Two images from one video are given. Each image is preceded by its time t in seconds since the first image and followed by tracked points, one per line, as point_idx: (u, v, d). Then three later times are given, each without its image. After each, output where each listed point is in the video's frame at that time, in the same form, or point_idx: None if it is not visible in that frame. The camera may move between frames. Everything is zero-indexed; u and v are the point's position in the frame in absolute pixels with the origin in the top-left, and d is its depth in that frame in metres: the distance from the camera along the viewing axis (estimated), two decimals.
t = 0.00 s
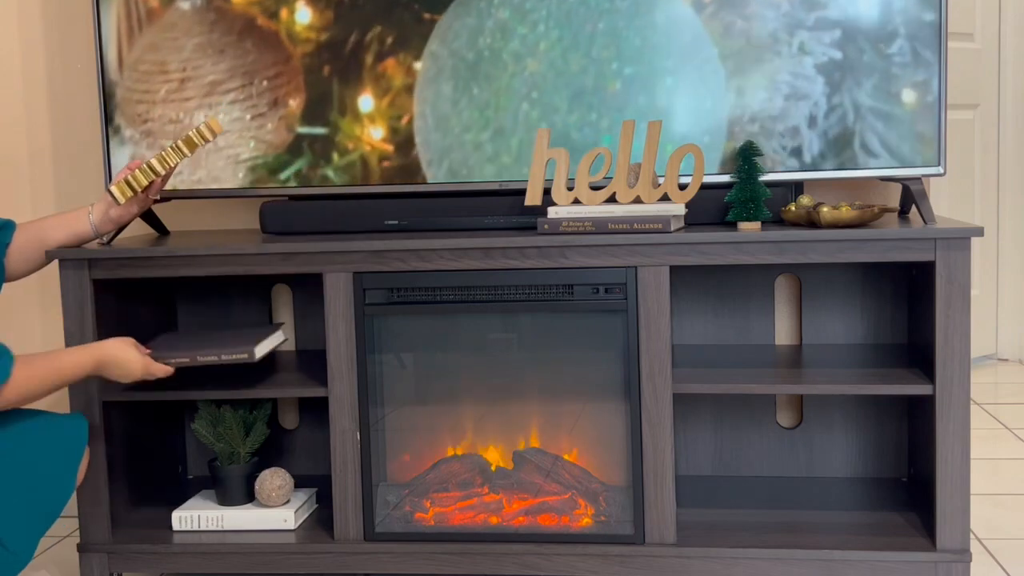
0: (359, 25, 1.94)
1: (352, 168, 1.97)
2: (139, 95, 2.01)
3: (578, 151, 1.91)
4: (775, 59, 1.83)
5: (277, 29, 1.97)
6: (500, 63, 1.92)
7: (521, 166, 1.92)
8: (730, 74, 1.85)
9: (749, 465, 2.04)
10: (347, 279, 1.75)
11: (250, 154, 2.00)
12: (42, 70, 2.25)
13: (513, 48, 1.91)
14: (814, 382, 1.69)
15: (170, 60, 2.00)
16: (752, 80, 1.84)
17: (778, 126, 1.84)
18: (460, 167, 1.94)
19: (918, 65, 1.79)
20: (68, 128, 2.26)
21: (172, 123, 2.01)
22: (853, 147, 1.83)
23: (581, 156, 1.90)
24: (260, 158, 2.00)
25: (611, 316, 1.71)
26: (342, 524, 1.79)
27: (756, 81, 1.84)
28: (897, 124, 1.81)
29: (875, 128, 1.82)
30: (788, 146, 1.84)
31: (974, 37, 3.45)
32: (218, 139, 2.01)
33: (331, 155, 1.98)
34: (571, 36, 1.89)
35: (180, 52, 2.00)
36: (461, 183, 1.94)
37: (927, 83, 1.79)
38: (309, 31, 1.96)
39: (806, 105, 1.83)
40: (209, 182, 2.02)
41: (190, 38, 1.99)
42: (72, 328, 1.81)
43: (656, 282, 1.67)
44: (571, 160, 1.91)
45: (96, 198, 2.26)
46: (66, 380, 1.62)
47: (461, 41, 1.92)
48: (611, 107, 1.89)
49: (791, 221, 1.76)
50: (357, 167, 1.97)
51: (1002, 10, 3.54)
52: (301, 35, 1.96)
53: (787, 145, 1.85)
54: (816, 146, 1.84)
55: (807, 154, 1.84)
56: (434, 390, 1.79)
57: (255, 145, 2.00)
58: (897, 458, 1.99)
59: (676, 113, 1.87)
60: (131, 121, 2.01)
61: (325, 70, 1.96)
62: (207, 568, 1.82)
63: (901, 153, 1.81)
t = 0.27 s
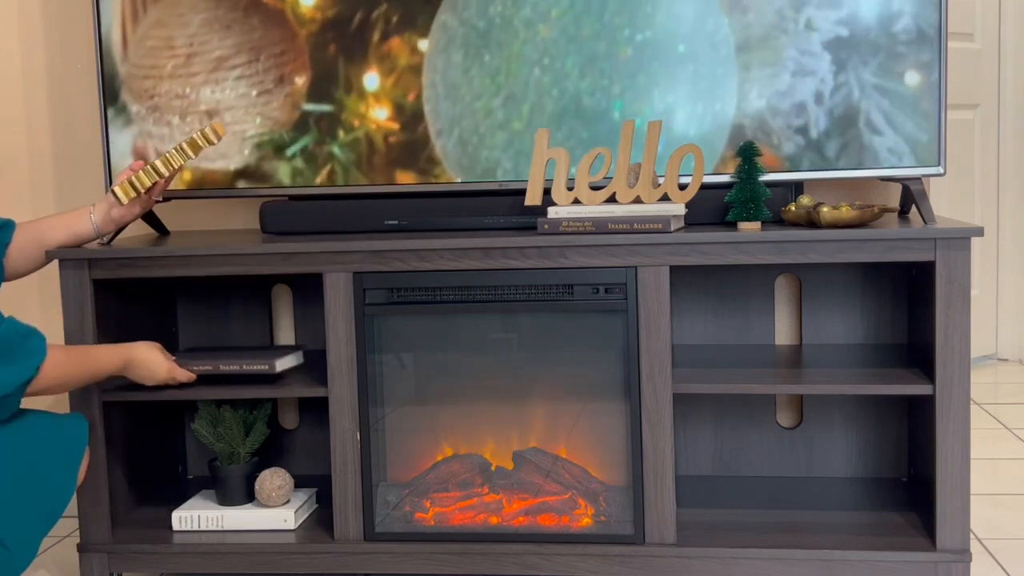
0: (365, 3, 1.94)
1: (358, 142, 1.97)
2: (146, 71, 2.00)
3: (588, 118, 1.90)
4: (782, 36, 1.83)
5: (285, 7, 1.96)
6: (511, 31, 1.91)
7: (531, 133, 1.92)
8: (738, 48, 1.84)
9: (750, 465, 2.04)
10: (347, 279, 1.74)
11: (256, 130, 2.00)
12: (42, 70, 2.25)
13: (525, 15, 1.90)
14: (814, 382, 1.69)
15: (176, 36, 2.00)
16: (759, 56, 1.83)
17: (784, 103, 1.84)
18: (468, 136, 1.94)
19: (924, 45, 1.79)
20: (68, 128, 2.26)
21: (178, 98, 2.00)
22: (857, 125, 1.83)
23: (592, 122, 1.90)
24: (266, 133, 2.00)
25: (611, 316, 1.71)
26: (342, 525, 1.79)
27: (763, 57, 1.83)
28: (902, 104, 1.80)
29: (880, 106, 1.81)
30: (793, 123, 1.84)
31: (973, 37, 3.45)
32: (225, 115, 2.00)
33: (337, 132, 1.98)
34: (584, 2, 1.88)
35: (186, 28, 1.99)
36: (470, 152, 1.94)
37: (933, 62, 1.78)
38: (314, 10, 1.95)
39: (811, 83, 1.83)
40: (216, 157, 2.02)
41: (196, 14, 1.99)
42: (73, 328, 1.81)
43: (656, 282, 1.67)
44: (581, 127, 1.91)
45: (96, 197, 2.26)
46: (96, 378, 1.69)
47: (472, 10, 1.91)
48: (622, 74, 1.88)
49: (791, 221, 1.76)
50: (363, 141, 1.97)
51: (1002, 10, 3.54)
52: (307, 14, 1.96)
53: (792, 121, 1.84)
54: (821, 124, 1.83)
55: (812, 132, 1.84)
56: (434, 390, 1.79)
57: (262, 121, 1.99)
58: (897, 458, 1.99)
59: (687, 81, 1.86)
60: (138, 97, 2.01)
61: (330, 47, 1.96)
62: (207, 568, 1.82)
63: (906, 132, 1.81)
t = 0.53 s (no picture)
0: None
1: (361, 124, 1.97)
2: (148, 49, 2.00)
3: (596, 90, 1.89)
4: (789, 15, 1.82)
5: None
6: (518, 4, 1.90)
7: (539, 105, 1.91)
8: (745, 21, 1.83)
9: (750, 465, 2.04)
10: (347, 279, 1.74)
11: (259, 110, 2.00)
12: (42, 69, 2.25)
13: None
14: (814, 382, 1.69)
15: (179, 15, 2.00)
16: (765, 34, 1.83)
17: (788, 83, 1.83)
18: (475, 109, 1.93)
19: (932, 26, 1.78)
20: (67, 127, 2.26)
21: (181, 77, 2.00)
22: (860, 107, 1.82)
23: (600, 93, 1.89)
24: (270, 113, 1.99)
25: (611, 316, 1.71)
26: (342, 525, 1.79)
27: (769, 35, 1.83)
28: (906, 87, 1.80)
29: (883, 89, 1.81)
30: (796, 104, 1.84)
31: (973, 37, 3.45)
32: (228, 94, 2.00)
33: (340, 112, 1.97)
34: None
35: (189, 7, 1.99)
36: (477, 125, 1.93)
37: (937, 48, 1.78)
38: None
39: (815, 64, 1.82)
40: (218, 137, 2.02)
41: None
42: (73, 328, 1.81)
43: (656, 282, 1.67)
44: (590, 99, 1.90)
45: (96, 197, 2.26)
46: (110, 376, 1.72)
47: None
48: (631, 45, 1.87)
49: (791, 221, 1.76)
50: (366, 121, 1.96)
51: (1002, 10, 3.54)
52: None
53: (795, 102, 1.84)
54: (824, 105, 1.83)
55: (815, 113, 1.84)
56: (434, 390, 1.79)
57: (265, 102, 1.99)
58: (897, 458, 1.99)
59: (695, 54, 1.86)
60: (141, 76, 2.01)
61: (332, 27, 1.96)
62: (207, 568, 1.82)
63: (909, 115, 1.81)
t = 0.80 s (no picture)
0: None
1: (363, 111, 1.97)
2: (149, 36, 2.00)
3: (606, 74, 1.89)
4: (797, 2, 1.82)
5: None
6: None
7: (548, 88, 1.91)
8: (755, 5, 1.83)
9: (750, 465, 2.04)
10: (347, 279, 1.74)
11: (261, 97, 1.99)
12: (42, 69, 2.25)
13: None
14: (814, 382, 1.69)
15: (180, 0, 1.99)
16: (773, 20, 1.83)
17: (794, 70, 1.83)
18: (483, 93, 1.93)
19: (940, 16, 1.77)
20: (67, 127, 2.26)
21: (182, 63, 2.00)
22: (865, 95, 1.82)
23: (610, 76, 1.89)
24: (272, 100, 1.99)
25: (611, 316, 1.71)
26: (342, 525, 1.79)
27: (777, 21, 1.83)
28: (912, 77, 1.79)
29: (888, 77, 1.80)
30: (801, 92, 1.83)
31: (974, 37, 3.45)
32: (230, 80, 2.00)
33: (342, 100, 1.97)
34: None
35: None
36: (485, 109, 1.93)
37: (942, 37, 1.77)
38: None
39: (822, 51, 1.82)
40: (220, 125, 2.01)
41: None
42: (73, 328, 1.81)
43: (656, 282, 1.67)
44: (599, 81, 1.89)
45: (96, 197, 2.26)
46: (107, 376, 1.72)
47: None
48: (642, 28, 1.87)
49: (791, 221, 1.76)
50: (370, 107, 1.96)
51: (1002, 10, 3.54)
52: None
53: (801, 90, 1.83)
54: (829, 93, 1.83)
55: (820, 101, 1.83)
56: (434, 390, 1.79)
57: (267, 88, 1.99)
58: (897, 457, 1.99)
59: (705, 37, 1.85)
60: (142, 62, 2.00)
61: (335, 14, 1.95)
62: (207, 568, 1.82)
63: (914, 103, 1.80)
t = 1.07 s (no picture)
0: None
1: (364, 101, 1.96)
2: (148, 23, 2.00)
3: (617, 60, 1.88)
4: None
5: None
6: None
7: (558, 74, 1.90)
8: None
9: (750, 465, 2.04)
10: (347, 279, 1.74)
11: (261, 86, 1.99)
12: (43, 69, 2.25)
13: None
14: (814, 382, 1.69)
15: None
16: (780, 9, 1.82)
17: (800, 59, 1.83)
18: (491, 79, 1.92)
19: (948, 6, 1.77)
20: (68, 128, 2.26)
21: (182, 51, 2.00)
22: (870, 85, 1.81)
23: (621, 62, 1.88)
24: (272, 89, 1.99)
25: (611, 316, 1.71)
26: (342, 525, 1.79)
27: (784, 10, 1.82)
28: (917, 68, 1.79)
29: (893, 67, 1.80)
30: (806, 81, 1.83)
31: (974, 37, 3.45)
32: (230, 69, 2.00)
33: (343, 88, 1.97)
34: None
35: None
36: (493, 95, 1.92)
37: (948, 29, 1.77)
38: None
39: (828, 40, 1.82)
40: (219, 113, 2.01)
41: None
42: (73, 328, 1.81)
43: (656, 282, 1.67)
44: (611, 67, 1.89)
45: (96, 197, 2.26)
46: (103, 373, 1.70)
47: None
48: (655, 14, 1.86)
49: (791, 221, 1.76)
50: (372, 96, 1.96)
51: (1002, 10, 3.54)
52: None
53: (806, 79, 1.83)
54: (834, 83, 1.82)
55: (825, 90, 1.83)
56: (434, 390, 1.79)
57: (267, 77, 1.99)
58: (898, 457, 1.99)
59: (717, 23, 1.84)
60: (143, 55, 2.01)
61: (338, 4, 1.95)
62: (207, 568, 1.82)
63: (919, 93, 1.80)
